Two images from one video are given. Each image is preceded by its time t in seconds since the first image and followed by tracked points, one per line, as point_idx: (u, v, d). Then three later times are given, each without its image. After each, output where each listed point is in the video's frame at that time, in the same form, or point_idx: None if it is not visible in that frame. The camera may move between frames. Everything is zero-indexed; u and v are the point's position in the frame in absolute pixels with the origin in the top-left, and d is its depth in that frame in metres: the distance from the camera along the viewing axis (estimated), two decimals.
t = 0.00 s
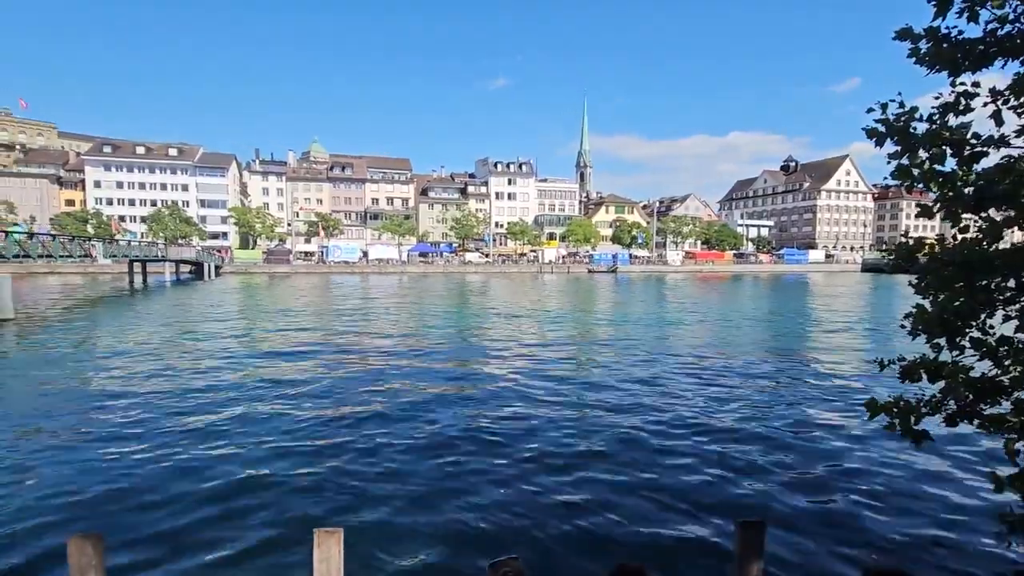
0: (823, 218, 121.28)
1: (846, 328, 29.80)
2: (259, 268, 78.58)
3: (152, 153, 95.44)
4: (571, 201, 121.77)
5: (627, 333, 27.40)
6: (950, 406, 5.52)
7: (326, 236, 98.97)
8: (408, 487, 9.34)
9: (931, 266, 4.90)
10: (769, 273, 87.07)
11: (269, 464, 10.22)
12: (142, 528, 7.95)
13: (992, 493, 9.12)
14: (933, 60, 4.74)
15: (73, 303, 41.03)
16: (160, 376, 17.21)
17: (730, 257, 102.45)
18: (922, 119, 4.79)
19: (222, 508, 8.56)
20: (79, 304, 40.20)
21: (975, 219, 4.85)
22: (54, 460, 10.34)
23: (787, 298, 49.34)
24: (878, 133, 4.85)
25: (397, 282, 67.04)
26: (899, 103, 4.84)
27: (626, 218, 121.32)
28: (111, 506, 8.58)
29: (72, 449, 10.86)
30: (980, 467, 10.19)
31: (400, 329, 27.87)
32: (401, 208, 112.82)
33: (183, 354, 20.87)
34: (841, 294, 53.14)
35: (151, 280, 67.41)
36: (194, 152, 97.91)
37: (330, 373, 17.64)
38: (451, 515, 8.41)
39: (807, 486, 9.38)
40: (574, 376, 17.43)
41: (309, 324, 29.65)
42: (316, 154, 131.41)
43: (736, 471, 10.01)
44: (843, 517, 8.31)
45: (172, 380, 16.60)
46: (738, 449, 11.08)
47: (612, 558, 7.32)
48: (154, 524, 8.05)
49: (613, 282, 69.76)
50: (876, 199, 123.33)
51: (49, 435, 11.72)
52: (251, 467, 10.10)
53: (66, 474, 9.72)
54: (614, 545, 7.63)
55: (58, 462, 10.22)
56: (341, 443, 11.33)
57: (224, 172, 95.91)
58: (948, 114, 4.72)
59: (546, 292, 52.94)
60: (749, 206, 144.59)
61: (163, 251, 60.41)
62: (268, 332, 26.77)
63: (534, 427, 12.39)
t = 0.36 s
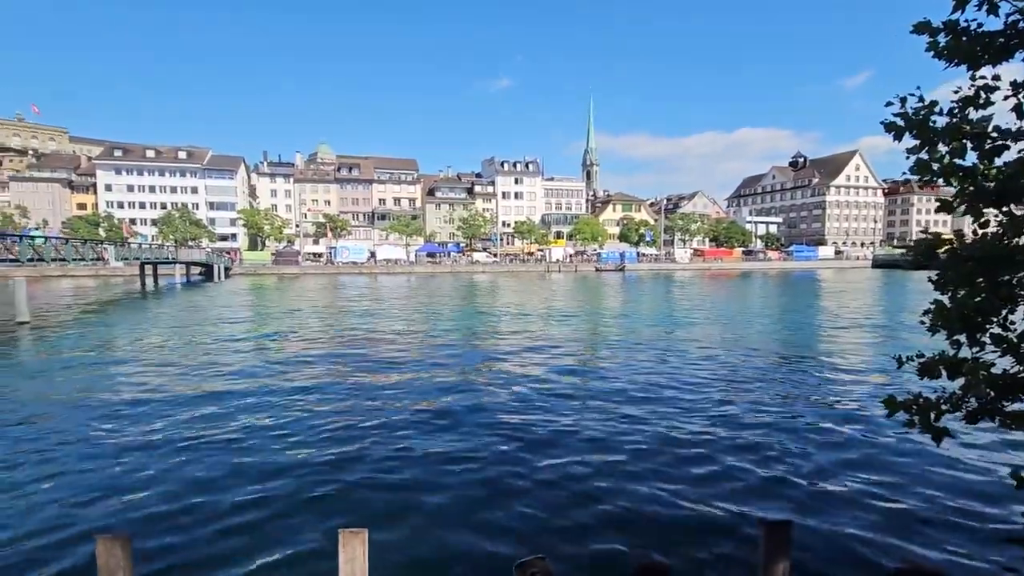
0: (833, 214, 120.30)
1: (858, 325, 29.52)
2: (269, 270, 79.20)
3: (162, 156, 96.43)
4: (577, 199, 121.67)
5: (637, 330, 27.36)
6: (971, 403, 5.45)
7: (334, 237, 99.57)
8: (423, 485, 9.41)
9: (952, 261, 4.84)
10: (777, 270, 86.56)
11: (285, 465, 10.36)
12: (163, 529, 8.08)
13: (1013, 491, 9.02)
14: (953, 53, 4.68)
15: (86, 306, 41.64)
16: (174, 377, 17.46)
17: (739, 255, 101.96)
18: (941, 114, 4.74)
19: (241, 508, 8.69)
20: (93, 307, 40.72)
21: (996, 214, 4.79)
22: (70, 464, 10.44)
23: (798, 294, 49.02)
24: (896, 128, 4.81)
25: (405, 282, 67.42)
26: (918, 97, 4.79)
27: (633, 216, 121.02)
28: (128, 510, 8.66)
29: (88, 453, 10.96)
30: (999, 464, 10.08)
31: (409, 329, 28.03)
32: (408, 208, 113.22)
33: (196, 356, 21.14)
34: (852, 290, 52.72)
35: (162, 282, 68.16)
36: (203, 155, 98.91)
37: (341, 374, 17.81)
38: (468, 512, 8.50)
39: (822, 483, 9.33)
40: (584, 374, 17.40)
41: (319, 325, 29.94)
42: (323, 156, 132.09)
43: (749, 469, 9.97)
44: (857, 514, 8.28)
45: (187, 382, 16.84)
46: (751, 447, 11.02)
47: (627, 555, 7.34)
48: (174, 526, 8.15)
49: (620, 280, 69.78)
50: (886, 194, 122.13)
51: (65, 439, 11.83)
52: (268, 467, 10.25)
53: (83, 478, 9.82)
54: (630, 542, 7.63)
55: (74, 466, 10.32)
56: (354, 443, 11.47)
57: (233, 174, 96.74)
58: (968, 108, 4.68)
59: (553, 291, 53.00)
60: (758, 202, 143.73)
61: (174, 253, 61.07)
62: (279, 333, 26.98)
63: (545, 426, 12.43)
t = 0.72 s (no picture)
0: (867, 208, 116.46)
1: (896, 322, 28.52)
2: (297, 270, 80.72)
3: (195, 160, 99.22)
4: (602, 197, 120.63)
5: (664, 329, 26.99)
6: None
7: (360, 237, 100.95)
8: (456, 484, 9.50)
9: (1005, 256, 4.63)
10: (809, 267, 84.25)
11: (320, 464, 10.56)
12: (210, 525, 8.35)
13: None
14: (1006, 38, 4.47)
15: (125, 307, 43.17)
16: (210, 377, 17.95)
17: (768, 251, 99.70)
18: (993, 102, 4.53)
19: (280, 506, 8.91)
20: (131, 308, 42.14)
21: None
22: (113, 461, 10.86)
23: (831, 291, 47.58)
24: (944, 118, 4.62)
25: (430, 281, 67.73)
26: (967, 86, 4.59)
27: (659, 213, 119.40)
28: (169, 507, 8.96)
29: (129, 450, 11.38)
30: None
31: (435, 329, 28.18)
32: (433, 208, 113.99)
33: (230, 356, 21.70)
34: (889, 287, 50.98)
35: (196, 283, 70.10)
36: (233, 158, 101.46)
37: (371, 373, 18.05)
38: (501, 512, 8.54)
39: (862, 486, 9.07)
40: (609, 373, 17.26)
41: (346, 324, 30.39)
42: (349, 157, 133.98)
43: (782, 471, 9.75)
44: (902, 519, 8.03)
45: (222, 381, 17.31)
46: (783, 449, 10.78)
47: (660, 556, 7.28)
48: (218, 523, 8.41)
49: (646, 278, 68.87)
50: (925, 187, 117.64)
51: (107, 436, 12.30)
52: (303, 467, 10.47)
53: (125, 475, 10.20)
54: (662, 543, 7.56)
55: (117, 464, 10.73)
56: (386, 442, 11.64)
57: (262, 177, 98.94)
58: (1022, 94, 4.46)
59: (578, 290, 52.58)
60: (788, 197, 140.16)
61: (207, 254, 62.77)
62: (308, 333, 27.40)
63: (575, 426, 12.39)
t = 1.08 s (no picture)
0: (932, 203, 109.34)
1: (964, 324, 26.63)
2: (343, 268, 82.92)
3: (248, 163, 103.50)
4: (645, 194, 118.32)
5: (708, 328, 26.19)
6: None
7: (403, 237, 102.82)
8: (496, 482, 9.52)
9: None
10: (867, 266, 79.88)
11: (364, 457, 10.81)
12: (261, 510, 8.70)
13: None
14: None
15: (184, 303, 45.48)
16: (261, 371, 18.66)
17: (822, 249, 95.22)
18: None
19: (326, 495, 9.20)
20: (189, 304, 44.35)
21: None
22: (175, 448, 11.43)
23: (891, 291, 44.86)
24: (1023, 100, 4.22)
25: (471, 280, 68.21)
26: None
27: (704, 210, 116.11)
28: (224, 490, 9.40)
29: (188, 439, 11.96)
30: None
31: (475, 326, 28.32)
32: (474, 207, 114.76)
33: (279, 351, 22.51)
34: (956, 287, 47.64)
35: (248, 281, 73.06)
36: (284, 160, 105.25)
37: (413, 370, 18.34)
38: (541, 512, 8.50)
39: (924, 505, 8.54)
40: (651, 374, 16.88)
41: (388, 322, 30.97)
42: (393, 158, 136.53)
43: (835, 485, 9.31)
44: (970, 543, 7.50)
45: (272, 375, 17.97)
46: (838, 461, 10.29)
47: (703, 567, 7.06)
48: (269, 508, 8.75)
49: (690, 277, 66.93)
50: (998, 180, 109.38)
51: (169, 425, 12.97)
52: (348, 458, 10.74)
53: (183, 462, 10.73)
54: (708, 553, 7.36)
55: (175, 451, 11.30)
56: (427, 438, 11.79)
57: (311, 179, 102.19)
58: None
59: (620, 289, 51.62)
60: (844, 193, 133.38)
61: (258, 254, 65.33)
62: (352, 330, 28.10)
63: (615, 427, 12.19)
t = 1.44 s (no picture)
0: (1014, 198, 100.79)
1: None
2: (389, 266, 84.55)
3: (302, 164, 107.28)
4: (694, 191, 114.91)
5: (759, 330, 25.12)
6: None
7: (448, 235, 103.97)
8: (535, 480, 9.47)
9: None
10: (938, 267, 74.57)
11: (406, 450, 11.00)
12: (308, 498, 9.02)
13: None
14: None
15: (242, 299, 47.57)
16: (311, 365, 19.30)
17: (886, 249, 89.69)
18: None
19: (371, 486, 9.42)
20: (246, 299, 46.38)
21: None
22: (230, 437, 11.97)
23: (967, 293, 41.50)
24: None
25: (515, 278, 67.99)
26: None
27: (757, 208, 111.71)
28: (273, 479, 9.76)
29: (243, 428, 12.50)
30: None
31: (518, 324, 28.23)
32: (518, 205, 114.68)
33: (329, 346, 23.20)
34: None
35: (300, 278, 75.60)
36: (334, 160, 108.43)
37: (456, 367, 18.49)
38: (580, 512, 8.38)
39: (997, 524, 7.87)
40: (698, 376, 16.37)
41: (432, 319, 31.30)
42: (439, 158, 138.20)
43: (897, 499, 8.74)
44: None
45: (322, 370, 18.54)
46: (901, 473, 9.64)
47: None
48: (315, 496, 9.06)
49: (741, 277, 64.54)
50: None
51: (226, 415, 13.61)
52: (391, 452, 10.95)
53: (237, 450, 11.21)
54: (754, 562, 7.09)
55: (231, 439, 11.82)
56: (468, 434, 11.86)
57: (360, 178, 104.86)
58: None
59: (667, 288, 50.20)
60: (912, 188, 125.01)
61: (310, 251, 67.52)
62: (398, 326, 28.62)
63: (660, 430, 11.87)
